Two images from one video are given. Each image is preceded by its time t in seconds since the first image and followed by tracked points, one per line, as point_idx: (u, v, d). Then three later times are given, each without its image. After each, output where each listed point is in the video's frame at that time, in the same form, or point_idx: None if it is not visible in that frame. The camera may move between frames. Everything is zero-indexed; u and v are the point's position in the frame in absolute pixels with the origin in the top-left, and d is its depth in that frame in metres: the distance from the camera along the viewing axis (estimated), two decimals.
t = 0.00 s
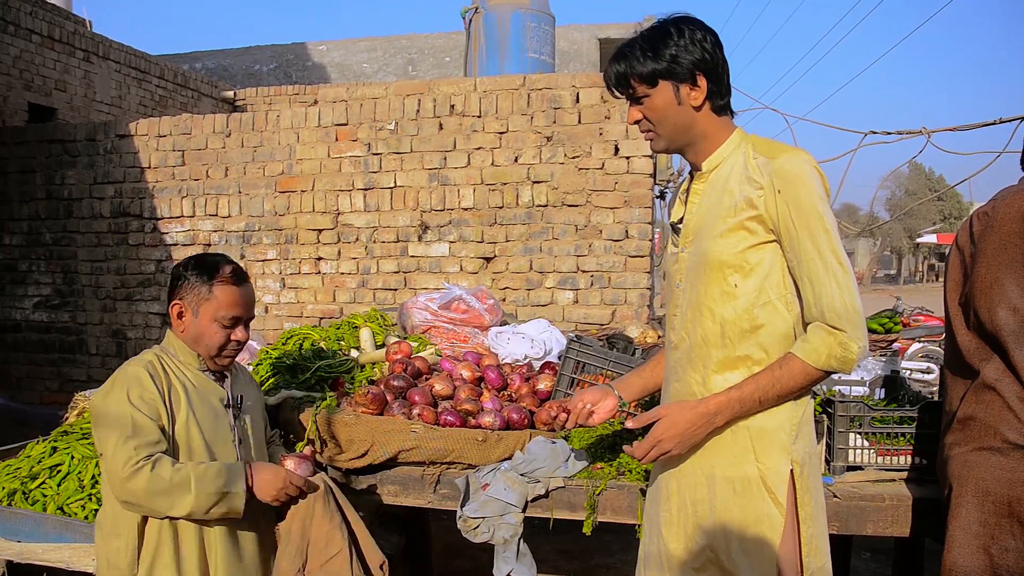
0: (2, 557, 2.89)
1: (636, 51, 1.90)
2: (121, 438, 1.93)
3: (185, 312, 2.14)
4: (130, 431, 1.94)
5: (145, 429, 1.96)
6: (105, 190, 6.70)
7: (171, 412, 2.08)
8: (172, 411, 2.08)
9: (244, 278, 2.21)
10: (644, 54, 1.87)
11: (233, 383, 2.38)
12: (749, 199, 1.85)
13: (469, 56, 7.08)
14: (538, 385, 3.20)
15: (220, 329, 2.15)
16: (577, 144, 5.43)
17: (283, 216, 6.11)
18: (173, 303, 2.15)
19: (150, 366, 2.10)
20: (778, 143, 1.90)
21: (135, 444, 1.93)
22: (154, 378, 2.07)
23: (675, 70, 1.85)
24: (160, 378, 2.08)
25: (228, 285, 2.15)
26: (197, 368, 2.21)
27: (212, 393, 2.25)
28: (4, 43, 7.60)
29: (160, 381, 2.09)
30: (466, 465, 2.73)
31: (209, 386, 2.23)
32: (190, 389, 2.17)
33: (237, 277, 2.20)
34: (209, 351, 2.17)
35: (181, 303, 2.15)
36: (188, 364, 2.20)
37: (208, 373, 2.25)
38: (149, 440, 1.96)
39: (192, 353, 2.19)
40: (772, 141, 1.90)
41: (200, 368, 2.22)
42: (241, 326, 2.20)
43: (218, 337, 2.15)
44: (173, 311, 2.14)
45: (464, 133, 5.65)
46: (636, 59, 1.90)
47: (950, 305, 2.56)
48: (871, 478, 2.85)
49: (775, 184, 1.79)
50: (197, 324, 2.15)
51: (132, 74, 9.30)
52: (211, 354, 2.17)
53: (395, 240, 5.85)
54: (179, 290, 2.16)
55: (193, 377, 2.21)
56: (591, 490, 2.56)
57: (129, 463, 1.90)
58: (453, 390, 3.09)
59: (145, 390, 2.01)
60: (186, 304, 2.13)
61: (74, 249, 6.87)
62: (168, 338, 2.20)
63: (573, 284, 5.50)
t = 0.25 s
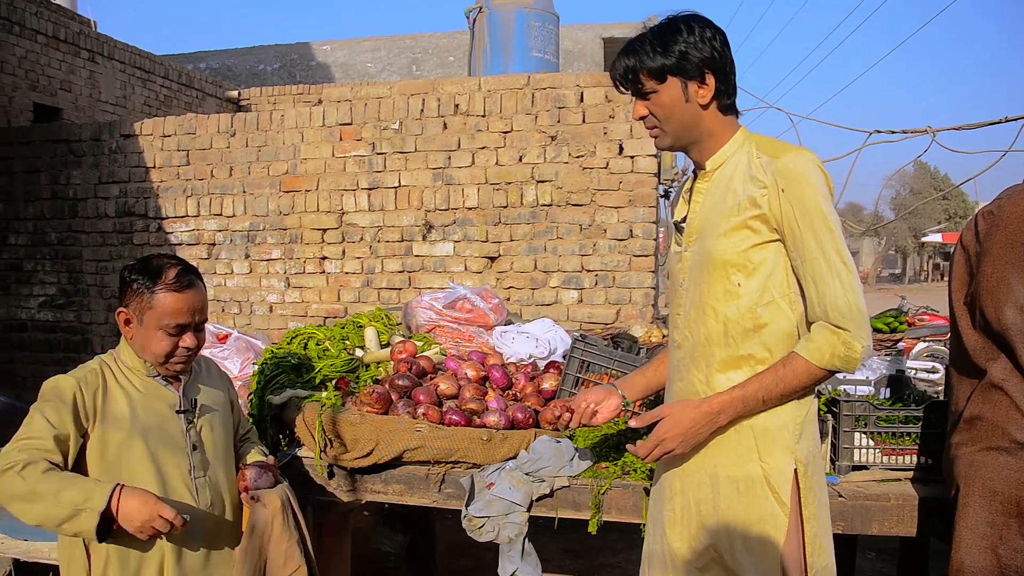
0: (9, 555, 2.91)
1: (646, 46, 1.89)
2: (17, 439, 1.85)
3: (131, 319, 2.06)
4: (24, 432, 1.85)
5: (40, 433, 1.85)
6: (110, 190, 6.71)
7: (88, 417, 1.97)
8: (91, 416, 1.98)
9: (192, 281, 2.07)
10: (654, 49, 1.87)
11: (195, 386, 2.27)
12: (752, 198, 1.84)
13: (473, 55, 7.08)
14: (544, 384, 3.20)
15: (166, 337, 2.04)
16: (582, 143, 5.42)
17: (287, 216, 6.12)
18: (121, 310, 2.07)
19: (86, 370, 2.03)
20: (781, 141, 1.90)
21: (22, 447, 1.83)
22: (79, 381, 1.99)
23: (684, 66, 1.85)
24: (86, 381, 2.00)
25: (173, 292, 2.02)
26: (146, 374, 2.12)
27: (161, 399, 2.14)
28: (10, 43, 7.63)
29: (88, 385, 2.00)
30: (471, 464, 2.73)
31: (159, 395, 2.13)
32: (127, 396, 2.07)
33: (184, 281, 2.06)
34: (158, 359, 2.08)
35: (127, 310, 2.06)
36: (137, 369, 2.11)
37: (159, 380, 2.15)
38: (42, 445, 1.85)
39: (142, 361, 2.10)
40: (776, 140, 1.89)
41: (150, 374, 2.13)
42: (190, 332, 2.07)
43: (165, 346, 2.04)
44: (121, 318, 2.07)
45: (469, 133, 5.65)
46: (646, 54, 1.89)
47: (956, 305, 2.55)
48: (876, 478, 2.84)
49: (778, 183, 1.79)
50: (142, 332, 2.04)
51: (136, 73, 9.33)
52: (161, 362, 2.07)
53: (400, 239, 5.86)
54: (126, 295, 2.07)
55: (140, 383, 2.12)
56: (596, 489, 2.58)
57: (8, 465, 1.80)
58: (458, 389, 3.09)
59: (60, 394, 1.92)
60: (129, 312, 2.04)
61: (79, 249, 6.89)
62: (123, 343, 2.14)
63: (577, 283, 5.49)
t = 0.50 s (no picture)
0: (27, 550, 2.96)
1: (662, 39, 1.89)
2: None
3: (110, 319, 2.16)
4: None
5: None
6: (124, 188, 6.78)
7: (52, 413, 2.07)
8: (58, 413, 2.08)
9: (166, 279, 2.15)
10: (670, 42, 1.87)
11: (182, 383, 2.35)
12: (763, 193, 1.84)
13: (484, 53, 7.09)
14: (556, 380, 3.20)
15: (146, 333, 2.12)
16: (593, 140, 5.42)
17: (299, 214, 6.15)
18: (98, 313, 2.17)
19: (62, 368, 2.16)
20: (793, 137, 1.89)
21: None
22: (49, 379, 2.10)
23: (700, 60, 1.85)
24: (55, 378, 2.11)
25: (147, 290, 2.10)
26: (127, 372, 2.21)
27: (140, 396, 2.22)
28: (24, 43, 7.72)
29: (58, 383, 2.11)
30: (484, 460, 2.74)
31: (138, 391, 2.21)
32: (101, 392, 2.16)
33: (157, 279, 2.15)
34: (140, 358, 2.16)
35: (106, 311, 2.15)
36: (118, 367, 2.22)
37: (140, 377, 2.23)
38: None
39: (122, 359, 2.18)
40: (786, 136, 1.89)
41: (133, 372, 2.21)
42: (169, 330, 2.15)
43: (145, 344, 2.12)
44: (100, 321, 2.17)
45: (480, 130, 5.66)
46: (661, 47, 1.89)
47: (969, 302, 2.54)
48: (889, 475, 2.83)
49: (789, 178, 1.78)
50: (121, 331, 2.14)
51: (149, 73, 9.40)
52: (142, 360, 2.15)
53: (411, 237, 5.88)
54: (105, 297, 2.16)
55: (119, 380, 2.21)
56: (608, 486, 2.58)
57: None
58: (471, 386, 3.10)
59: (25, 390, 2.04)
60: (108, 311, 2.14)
61: (92, 247, 6.96)
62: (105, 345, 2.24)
63: (589, 280, 5.49)
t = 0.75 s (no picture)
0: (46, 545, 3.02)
1: (674, 34, 1.90)
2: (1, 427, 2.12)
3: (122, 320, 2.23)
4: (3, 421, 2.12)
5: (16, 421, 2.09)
6: (136, 187, 6.83)
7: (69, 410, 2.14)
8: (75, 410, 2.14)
9: (152, 258, 2.28)
10: (681, 37, 1.88)
11: (197, 377, 2.38)
12: (773, 189, 1.85)
13: (494, 51, 7.10)
14: (568, 377, 3.21)
15: (163, 317, 2.23)
16: (603, 137, 5.42)
17: (310, 212, 6.19)
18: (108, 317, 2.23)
19: (78, 367, 2.22)
20: (802, 133, 1.90)
21: None
22: (66, 377, 2.16)
23: (710, 54, 1.86)
24: (72, 376, 2.17)
25: (143, 271, 2.22)
26: (143, 367, 2.27)
27: (156, 392, 2.26)
28: (36, 45, 7.80)
29: (75, 381, 2.17)
30: (497, 456, 2.75)
31: (156, 386, 2.26)
32: (117, 389, 2.20)
33: (145, 261, 2.27)
34: (165, 341, 2.24)
35: (114, 315, 2.22)
36: (134, 363, 2.26)
37: (158, 371, 2.29)
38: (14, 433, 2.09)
39: (139, 355, 2.26)
40: (796, 132, 1.89)
41: (153, 366, 2.28)
42: (178, 301, 2.28)
43: (165, 322, 2.23)
44: (112, 321, 2.23)
45: (490, 128, 5.67)
46: (673, 42, 1.90)
47: (981, 297, 2.53)
48: (901, 470, 2.83)
49: (799, 175, 1.79)
50: (137, 324, 2.21)
51: (160, 72, 9.47)
52: (167, 343, 2.24)
53: (422, 234, 5.90)
54: (105, 303, 2.23)
55: (134, 376, 2.25)
56: (620, 481, 2.59)
57: None
58: (483, 382, 3.12)
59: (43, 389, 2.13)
60: (121, 310, 2.22)
61: (106, 246, 7.02)
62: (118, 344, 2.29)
63: (599, 278, 5.50)
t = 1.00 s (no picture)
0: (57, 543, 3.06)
1: (683, 46, 1.93)
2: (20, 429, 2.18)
3: (138, 316, 2.26)
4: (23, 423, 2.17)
5: (36, 422, 2.15)
6: (143, 187, 6.87)
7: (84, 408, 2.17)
8: (91, 409, 2.18)
9: (168, 257, 2.31)
10: (692, 49, 1.91)
11: (211, 376, 2.42)
12: (783, 199, 1.88)
13: (501, 56, 7.14)
14: (575, 381, 3.23)
15: (177, 315, 2.25)
16: (609, 143, 5.46)
17: (317, 214, 6.23)
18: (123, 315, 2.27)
19: (93, 365, 2.25)
20: (812, 145, 1.93)
21: (20, 436, 2.16)
22: (81, 376, 2.19)
23: (720, 67, 1.89)
24: (86, 376, 2.19)
25: (159, 269, 2.26)
26: (158, 365, 2.30)
27: (171, 390, 2.29)
28: (45, 44, 7.86)
29: (90, 379, 2.20)
30: (505, 459, 2.78)
31: (172, 384, 2.30)
32: (131, 388, 2.23)
33: (161, 259, 2.30)
34: (178, 342, 2.27)
35: (129, 312, 2.26)
36: (148, 362, 2.30)
37: (173, 370, 2.31)
38: (34, 433, 2.15)
39: (153, 354, 2.29)
40: (806, 143, 1.93)
41: (166, 365, 2.31)
42: (192, 301, 2.30)
43: (179, 322, 2.25)
44: (127, 320, 2.26)
45: (497, 133, 5.71)
46: (683, 54, 1.93)
47: (986, 307, 2.56)
48: (904, 477, 2.85)
49: (810, 186, 1.82)
50: (152, 322, 2.25)
51: (167, 73, 9.52)
52: (180, 343, 2.27)
53: (428, 238, 5.93)
54: (122, 300, 2.27)
55: (149, 375, 2.29)
56: (627, 485, 2.61)
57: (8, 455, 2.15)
58: (492, 385, 3.14)
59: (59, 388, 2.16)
60: (136, 309, 2.25)
61: (112, 245, 7.06)
62: (132, 345, 2.32)
63: (604, 283, 5.53)
